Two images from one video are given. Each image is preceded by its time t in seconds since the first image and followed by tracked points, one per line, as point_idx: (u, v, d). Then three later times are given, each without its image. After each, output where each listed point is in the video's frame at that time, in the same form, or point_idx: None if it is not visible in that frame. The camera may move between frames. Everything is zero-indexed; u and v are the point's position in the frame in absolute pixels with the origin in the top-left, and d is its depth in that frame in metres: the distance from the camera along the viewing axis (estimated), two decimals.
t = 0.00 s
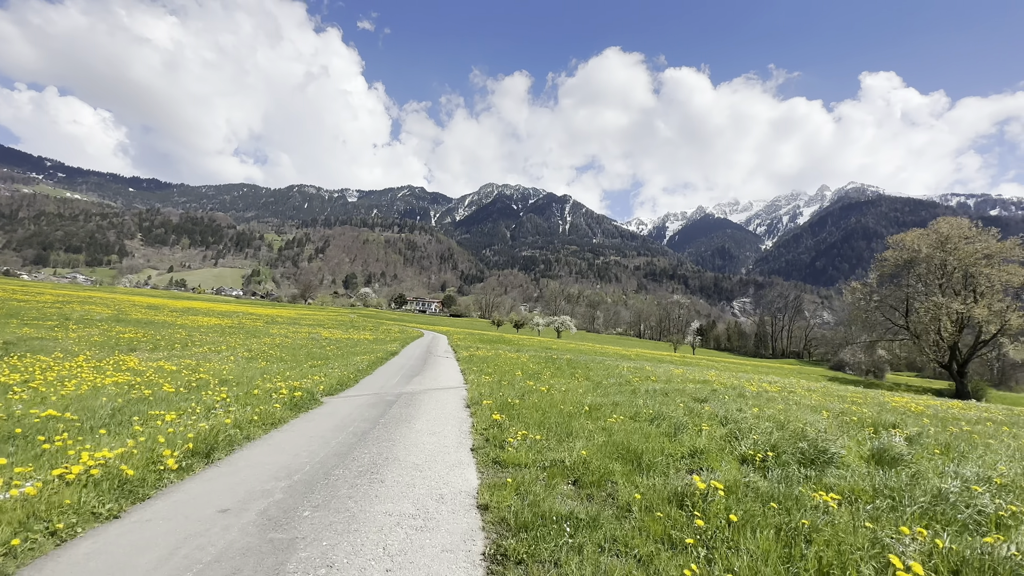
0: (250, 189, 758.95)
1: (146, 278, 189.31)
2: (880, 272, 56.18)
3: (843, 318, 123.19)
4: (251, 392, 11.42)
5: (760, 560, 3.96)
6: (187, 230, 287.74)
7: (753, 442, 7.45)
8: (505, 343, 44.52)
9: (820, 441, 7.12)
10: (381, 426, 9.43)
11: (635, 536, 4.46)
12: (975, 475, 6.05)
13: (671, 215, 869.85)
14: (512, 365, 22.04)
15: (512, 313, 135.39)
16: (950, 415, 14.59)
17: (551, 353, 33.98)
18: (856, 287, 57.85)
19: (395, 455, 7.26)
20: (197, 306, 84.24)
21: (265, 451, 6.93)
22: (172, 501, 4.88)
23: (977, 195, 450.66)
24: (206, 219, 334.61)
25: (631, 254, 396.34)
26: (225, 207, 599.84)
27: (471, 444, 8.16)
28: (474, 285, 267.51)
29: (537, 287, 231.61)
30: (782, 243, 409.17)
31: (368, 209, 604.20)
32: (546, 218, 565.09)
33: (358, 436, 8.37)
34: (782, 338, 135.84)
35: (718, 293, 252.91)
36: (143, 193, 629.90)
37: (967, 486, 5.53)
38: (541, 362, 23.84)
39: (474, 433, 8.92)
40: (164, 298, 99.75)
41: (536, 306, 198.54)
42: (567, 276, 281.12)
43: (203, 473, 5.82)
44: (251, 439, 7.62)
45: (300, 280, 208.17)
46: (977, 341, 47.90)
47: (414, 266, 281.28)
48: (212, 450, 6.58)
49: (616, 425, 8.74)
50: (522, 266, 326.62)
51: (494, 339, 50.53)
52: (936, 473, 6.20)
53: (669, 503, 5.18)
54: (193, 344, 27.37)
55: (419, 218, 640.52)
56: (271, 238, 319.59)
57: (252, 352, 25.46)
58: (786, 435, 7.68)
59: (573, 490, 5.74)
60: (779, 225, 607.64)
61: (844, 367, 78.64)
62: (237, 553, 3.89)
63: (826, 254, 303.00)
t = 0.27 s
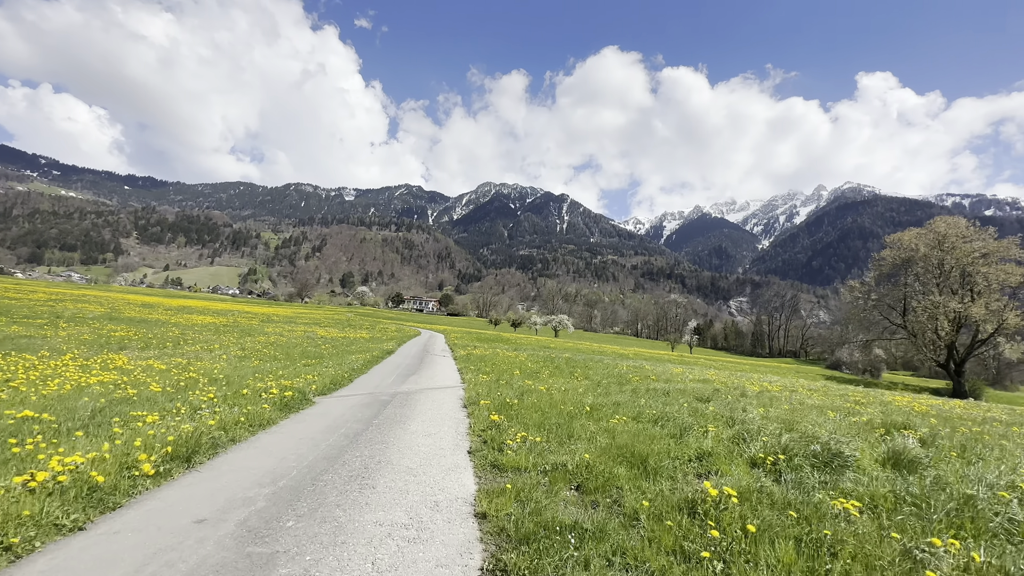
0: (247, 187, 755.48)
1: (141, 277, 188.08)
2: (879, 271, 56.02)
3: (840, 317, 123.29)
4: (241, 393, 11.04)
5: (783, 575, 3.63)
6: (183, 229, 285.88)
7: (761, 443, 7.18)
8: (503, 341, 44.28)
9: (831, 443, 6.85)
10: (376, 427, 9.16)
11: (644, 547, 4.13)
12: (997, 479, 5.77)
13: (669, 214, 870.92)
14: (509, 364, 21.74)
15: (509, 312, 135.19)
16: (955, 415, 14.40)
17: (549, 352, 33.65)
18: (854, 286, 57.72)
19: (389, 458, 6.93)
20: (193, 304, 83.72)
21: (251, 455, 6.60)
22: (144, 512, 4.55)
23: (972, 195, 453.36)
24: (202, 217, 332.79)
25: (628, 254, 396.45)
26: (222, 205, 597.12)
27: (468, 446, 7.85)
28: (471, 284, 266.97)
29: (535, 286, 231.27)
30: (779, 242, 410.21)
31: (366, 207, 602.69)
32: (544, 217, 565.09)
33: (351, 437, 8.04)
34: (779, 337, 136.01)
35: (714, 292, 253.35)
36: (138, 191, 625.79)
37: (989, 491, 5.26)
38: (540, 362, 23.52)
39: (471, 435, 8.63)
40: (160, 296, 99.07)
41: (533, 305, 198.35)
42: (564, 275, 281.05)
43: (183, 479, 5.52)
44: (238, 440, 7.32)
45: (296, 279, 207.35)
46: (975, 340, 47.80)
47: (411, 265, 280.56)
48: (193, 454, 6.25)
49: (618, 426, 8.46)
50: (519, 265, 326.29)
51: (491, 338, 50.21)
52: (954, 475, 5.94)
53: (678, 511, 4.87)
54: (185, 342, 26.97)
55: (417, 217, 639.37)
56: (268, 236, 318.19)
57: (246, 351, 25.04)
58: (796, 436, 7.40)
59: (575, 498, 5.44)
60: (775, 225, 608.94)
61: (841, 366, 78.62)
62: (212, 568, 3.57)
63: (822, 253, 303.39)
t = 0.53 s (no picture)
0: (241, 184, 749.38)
1: (134, 274, 185.89)
2: (874, 270, 56.10)
3: (833, 316, 124.10)
4: (228, 395, 10.60)
5: None
6: (176, 225, 282.89)
7: (776, 445, 6.84)
8: (499, 340, 43.88)
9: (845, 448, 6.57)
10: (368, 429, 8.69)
11: (660, 568, 3.76)
12: None
13: (664, 214, 873.68)
14: (506, 364, 21.29)
15: (505, 310, 135.02)
16: (958, 415, 14.19)
17: (546, 351, 33.32)
18: (850, 285, 57.77)
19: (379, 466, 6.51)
20: (186, 302, 82.78)
21: (235, 464, 6.22)
22: (109, 532, 4.11)
23: (964, 196, 457.91)
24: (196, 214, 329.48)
25: (624, 253, 397.22)
26: (215, 202, 591.82)
27: (465, 451, 7.42)
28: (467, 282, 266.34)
29: (530, 284, 231.07)
30: (773, 242, 412.57)
31: (361, 205, 599.90)
32: (540, 215, 565.17)
33: (341, 443, 7.57)
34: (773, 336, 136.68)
35: (709, 291, 254.25)
36: (130, 187, 618.62)
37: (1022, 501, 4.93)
38: (537, 361, 23.16)
39: (469, 437, 8.22)
40: (152, 293, 97.87)
41: (529, 303, 198.20)
42: (560, 274, 281.08)
43: (154, 490, 5.09)
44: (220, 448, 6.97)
45: (290, 277, 205.77)
46: (969, 339, 47.91)
47: (406, 263, 279.44)
48: (168, 462, 5.90)
49: (621, 428, 8.06)
50: (515, 263, 326.09)
51: (487, 337, 49.78)
52: (980, 483, 5.60)
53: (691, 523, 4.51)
54: (174, 341, 26.37)
55: (412, 215, 637.14)
56: (262, 234, 315.57)
57: (235, 350, 24.48)
58: (810, 440, 7.03)
59: (580, 511, 5.04)
60: (770, 224, 612.48)
61: (835, 365, 78.84)
62: None
63: (816, 253, 305.34)
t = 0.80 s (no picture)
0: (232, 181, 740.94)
1: (123, 271, 182.97)
2: (867, 269, 56.29)
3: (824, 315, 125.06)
4: (209, 397, 10.08)
5: None
6: (166, 222, 278.76)
7: (788, 451, 6.53)
8: (493, 338, 43.50)
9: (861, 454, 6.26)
10: (358, 434, 8.29)
11: None
12: None
13: (658, 212, 876.63)
14: (501, 363, 20.91)
15: (499, 308, 134.63)
16: (959, 416, 13.99)
17: (540, 349, 32.97)
18: (843, 284, 58.01)
19: (368, 473, 6.12)
20: (175, 299, 81.50)
21: (212, 475, 5.79)
22: (67, 553, 3.72)
23: (952, 197, 464.31)
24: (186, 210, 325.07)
25: (618, 251, 398.08)
26: (206, 199, 584.33)
27: (460, 457, 7.05)
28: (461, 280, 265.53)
29: (524, 283, 230.74)
30: (765, 240, 415.59)
31: (354, 202, 595.78)
32: (534, 213, 564.72)
33: (328, 449, 7.17)
34: (765, 335, 137.46)
35: (702, 290, 255.57)
36: (119, 183, 608.72)
37: None
38: (532, 360, 22.79)
39: (463, 442, 7.88)
40: (141, 291, 96.30)
41: (523, 302, 198.02)
42: (554, 272, 280.97)
43: (120, 506, 4.69)
44: (195, 457, 6.51)
45: (283, 274, 203.74)
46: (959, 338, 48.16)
47: (400, 261, 277.84)
48: (136, 473, 5.48)
49: (623, 433, 7.69)
50: (509, 261, 325.58)
51: (481, 335, 49.28)
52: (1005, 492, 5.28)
53: (705, 540, 4.16)
54: (159, 339, 25.65)
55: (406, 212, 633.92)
56: (254, 231, 312.09)
57: (223, 348, 23.84)
58: (822, 445, 6.70)
59: (583, 527, 4.66)
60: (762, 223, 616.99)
61: (827, 363, 79.32)
62: None
63: (807, 252, 307.94)
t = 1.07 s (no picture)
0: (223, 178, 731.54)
1: (109, 268, 179.77)
2: (857, 268, 56.76)
3: (813, 314, 126.43)
4: (188, 397, 9.58)
5: None
6: (153, 217, 274.17)
7: (793, 454, 6.28)
8: (485, 336, 43.16)
9: (870, 456, 6.03)
10: (344, 436, 7.93)
11: None
12: None
13: (650, 211, 880.71)
14: (494, 361, 20.58)
15: (491, 307, 134.30)
16: (956, 414, 13.87)
17: (533, 348, 32.76)
18: (833, 283, 58.49)
19: (351, 481, 5.72)
20: (163, 296, 80.06)
21: (181, 483, 5.38)
22: (11, 571, 3.39)
23: (939, 197, 471.33)
24: (175, 206, 319.87)
25: (610, 250, 399.22)
26: (196, 195, 575.81)
27: (452, 462, 6.69)
28: (453, 278, 264.68)
29: (517, 281, 230.34)
30: (756, 240, 419.26)
31: (346, 199, 590.88)
32: (527, 211, 564.40)
33: (312, 454, 6.79)
34: (756, 333, 138.43)
35: (693, 289, 257.26)
36: (105, 178, 597.43)
37: None
38: (525, 358, 22.50)
39: (455, 445, 7.51)
40: (128, 288, 94.62)
41: (515, 300, 197.71)
42: (546, 270, 281.14)
43: (77, 519, 4.32)
44: (167, 463, 6.09)
45: (273, 272, 201.45)
46: (947, 336, 48.72)
47: (392, 259, 276.07)
48: (96, 482, 5.07)
49: (622, 435, 7.38)
50: (501, 260, 325.14)
51: (473, 333, 48.90)
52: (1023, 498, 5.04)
53: (719, 555, 3.82)
54: (141, 337, 24.86)
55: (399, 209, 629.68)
56: (244, 228, 308.03)
57: (207, 345, 23.17)
58: (829, 449, 6.42)
59: (583, 540, 4.29)
60: (752, 223, 622.08)
61: (817, 361, 80.03)
62: None
63: (797, 251, 310.81)
